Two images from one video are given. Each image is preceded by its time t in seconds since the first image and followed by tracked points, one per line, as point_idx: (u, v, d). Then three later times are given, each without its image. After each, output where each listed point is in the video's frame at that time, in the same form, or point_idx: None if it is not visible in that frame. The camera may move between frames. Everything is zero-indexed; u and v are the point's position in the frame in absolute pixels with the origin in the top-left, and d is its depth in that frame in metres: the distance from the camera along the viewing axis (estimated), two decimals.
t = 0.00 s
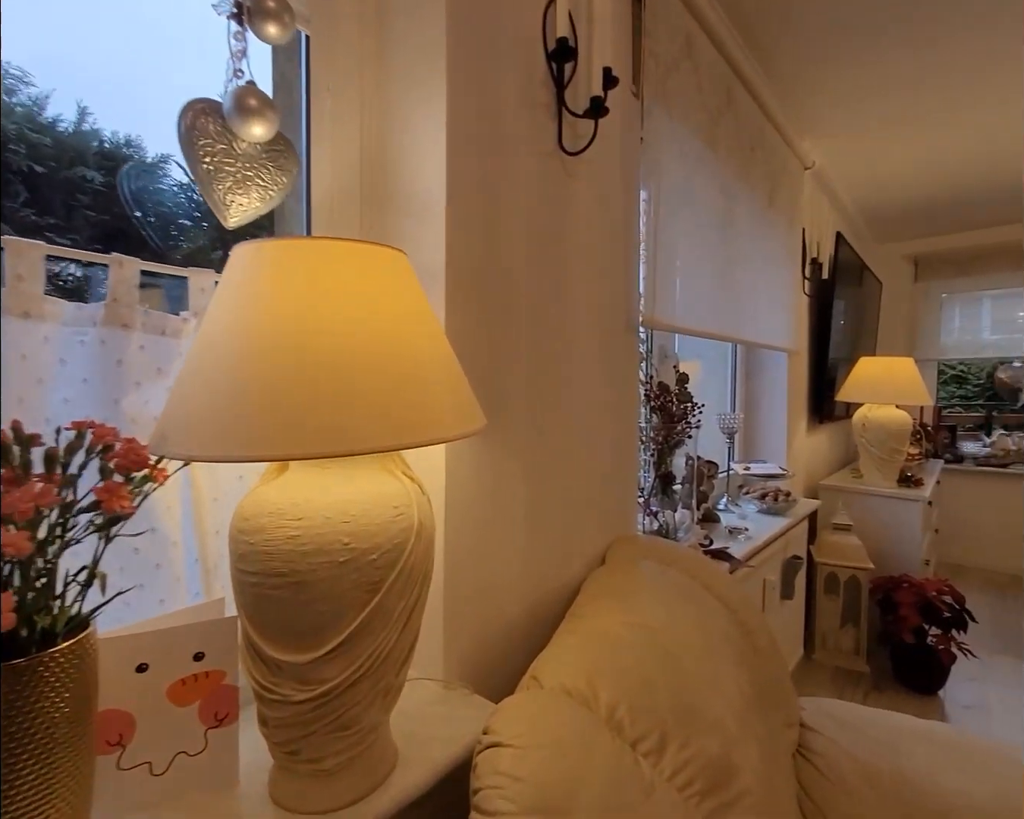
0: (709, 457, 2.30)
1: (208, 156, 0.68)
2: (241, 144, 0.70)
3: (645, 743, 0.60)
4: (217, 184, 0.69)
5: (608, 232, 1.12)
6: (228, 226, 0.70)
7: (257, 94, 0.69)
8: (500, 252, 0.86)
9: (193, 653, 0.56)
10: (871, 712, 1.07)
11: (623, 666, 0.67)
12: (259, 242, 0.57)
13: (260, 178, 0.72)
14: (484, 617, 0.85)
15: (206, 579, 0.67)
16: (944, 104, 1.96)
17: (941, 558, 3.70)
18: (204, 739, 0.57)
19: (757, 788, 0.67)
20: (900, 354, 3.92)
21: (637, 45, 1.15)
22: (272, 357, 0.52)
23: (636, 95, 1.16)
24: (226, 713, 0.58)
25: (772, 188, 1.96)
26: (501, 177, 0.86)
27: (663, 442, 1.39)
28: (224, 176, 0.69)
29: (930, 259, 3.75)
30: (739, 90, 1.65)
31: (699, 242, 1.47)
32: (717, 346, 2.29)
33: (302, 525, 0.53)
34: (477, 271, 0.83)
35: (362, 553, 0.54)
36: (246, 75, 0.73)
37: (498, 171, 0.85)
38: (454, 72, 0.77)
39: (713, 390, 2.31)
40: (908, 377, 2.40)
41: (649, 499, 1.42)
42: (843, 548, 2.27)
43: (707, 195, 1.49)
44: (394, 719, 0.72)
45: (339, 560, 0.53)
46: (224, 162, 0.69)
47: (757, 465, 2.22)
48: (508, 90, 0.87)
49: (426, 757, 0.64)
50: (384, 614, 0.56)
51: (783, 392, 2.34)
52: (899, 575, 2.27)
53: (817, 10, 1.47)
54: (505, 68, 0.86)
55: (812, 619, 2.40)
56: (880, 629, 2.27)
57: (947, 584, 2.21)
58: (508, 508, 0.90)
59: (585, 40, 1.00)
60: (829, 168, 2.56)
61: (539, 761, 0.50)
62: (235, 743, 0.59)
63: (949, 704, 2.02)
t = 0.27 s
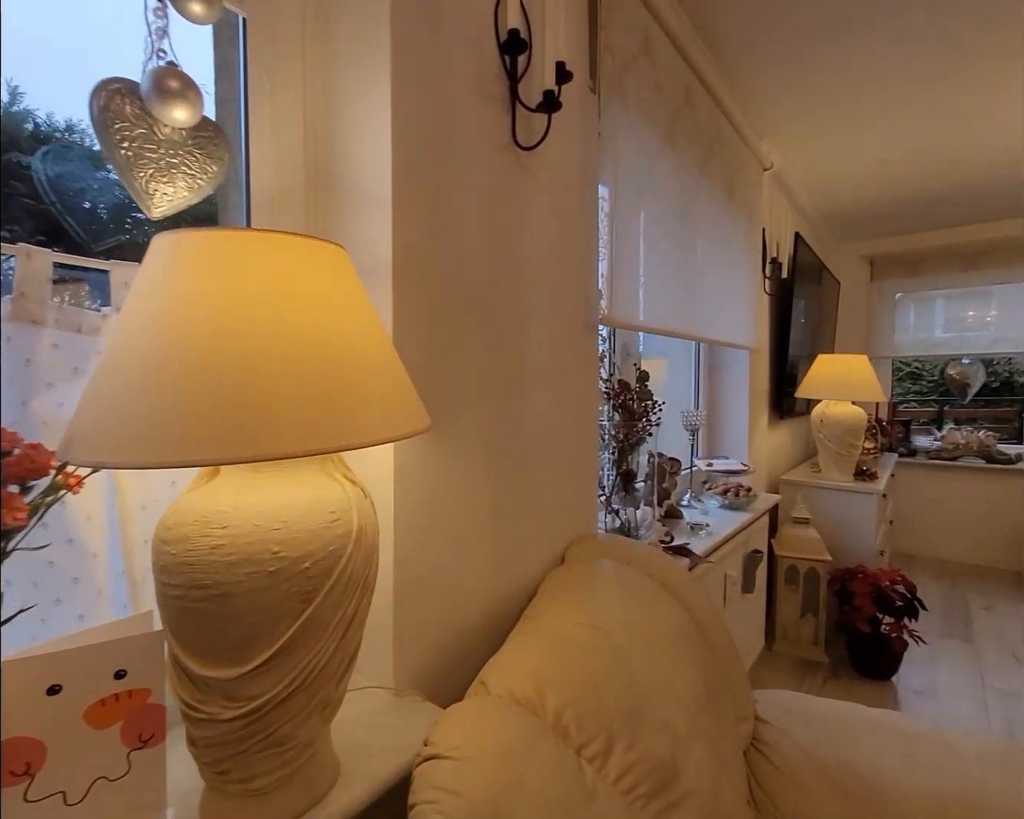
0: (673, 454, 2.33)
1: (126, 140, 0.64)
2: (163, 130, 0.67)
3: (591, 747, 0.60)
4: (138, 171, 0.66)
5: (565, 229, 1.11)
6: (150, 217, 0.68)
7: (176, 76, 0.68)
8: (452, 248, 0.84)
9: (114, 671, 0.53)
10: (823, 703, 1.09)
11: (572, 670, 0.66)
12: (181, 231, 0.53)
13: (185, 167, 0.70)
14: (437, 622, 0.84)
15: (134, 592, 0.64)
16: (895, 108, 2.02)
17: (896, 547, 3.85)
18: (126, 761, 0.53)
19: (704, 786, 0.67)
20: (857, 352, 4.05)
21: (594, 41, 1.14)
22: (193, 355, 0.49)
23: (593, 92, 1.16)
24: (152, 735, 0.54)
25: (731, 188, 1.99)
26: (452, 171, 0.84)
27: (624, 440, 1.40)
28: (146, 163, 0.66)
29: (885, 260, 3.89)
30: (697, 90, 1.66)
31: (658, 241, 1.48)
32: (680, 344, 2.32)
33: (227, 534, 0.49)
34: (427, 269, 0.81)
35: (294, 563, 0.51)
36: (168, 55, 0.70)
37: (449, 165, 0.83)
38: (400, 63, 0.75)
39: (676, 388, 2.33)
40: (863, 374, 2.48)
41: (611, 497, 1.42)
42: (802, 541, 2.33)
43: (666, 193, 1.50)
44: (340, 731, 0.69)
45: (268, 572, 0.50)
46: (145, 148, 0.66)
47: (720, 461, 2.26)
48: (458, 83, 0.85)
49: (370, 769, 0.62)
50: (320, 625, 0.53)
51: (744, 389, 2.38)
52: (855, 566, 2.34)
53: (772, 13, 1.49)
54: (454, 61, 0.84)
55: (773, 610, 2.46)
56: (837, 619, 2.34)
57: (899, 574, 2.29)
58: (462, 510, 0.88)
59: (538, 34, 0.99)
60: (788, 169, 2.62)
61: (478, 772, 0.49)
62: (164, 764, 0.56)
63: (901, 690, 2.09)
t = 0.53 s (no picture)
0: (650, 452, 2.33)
1: (41, 127, 0.59)
2: (82, 114, 0.64)
3: (539, 758, 0.58)
4: (57, 160, 0.62)
5: (530, 225, 1.09)
6: (70, 209, 0.64)
7: (92, 58, 0.66)
8: (408, 244, 0.82)
9: (30, 692, 0.47)
10: (790, 703, 1.09)
11: (526, 676, 0.64)
12: (97, 223, 0.51)
13: (109, 156, 0.67)
14: (395, 628, 0.81)
15: (59, 609, 0.62)
16: (868, 105, 2.04)
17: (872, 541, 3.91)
18: (44, 788, 0.48)
19: (660, 793, 0.66)
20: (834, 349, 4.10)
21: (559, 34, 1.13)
22: (109, 353, 0.46)
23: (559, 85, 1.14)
24: (74, 756, 0.50)
25: (705, 186, 1.98)
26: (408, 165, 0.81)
27: (596, 439, 1.38)
28: (67, 151, 0.62)
29: (861, 258, 3.93)
30: (669, 86, 1.65)
31: (629, 238, 1.47)
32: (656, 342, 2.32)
33: (146, 545, 0.47)
34: (381, 265, 0.78)
35: (220, 574, 0.48)
36: (87, 35, 0.66)
37: (403, 157, 0.81)
38: (348, 51, 0.72)
39: (653, 385, 2.33)
40: (838, 370, 2.50)
41: (583, 497, 1.41)
42: (779, 536, 2.34)
43: (637, 190, 1.49)
44: (287, 745, 0.67)
45: (191, 584, 0.47)
46: (64, 136, 0.62)
47: (697, 458, 2.26)
48: (413, 73, 0.82)
49: (314, 785, 0.60)
50: (251, 638, 0.51)
51: (721, 386, 2.39)
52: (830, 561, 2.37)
53: (743, 9, 1.49)
54: (409, 50, 0.82)
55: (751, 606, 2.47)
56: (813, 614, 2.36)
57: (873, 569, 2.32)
58: (421, 513, 0.86)
59: (499, 25, 0.97)
60: (763, 167, 2.63)
61: (413, 790, 0.47)
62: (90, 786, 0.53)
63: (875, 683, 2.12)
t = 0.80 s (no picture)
0: (623, 450, 2.31)
1: None
2: None
3: (473, 775, 0.55)
4: None
5: (487, 217, 1.06)
6: None
7: None
8: (353, 234, 0.78)
9: None
10: (753, 703, 1.09)
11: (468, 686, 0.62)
12: None
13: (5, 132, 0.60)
14: (339, 637, 0.78)
15: None
16: (838, 102, 2.05)
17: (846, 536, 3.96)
18: None
19: (606, 805, 0.64)
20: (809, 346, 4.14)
21: (519, 21, 1.10)
22: None
23: (520, 74, 1.11)
24: None
25: (676, 181, 1.97)
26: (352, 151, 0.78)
27: (563, 437, 1.36)
28: None
29: (835, 257, 3.97)
30: (637, 79, 1.63)
31: (596, 233, 1.44)
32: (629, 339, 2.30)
33: (30, 557, 0.42)
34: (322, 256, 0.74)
35: (119, 586, 0.44)
36: None
37: (347, 143, 0.77)
38: (281, 28, 0.68)
39: (627, 383, 2.32)
40: (810, 368, 2.52)
41: (549, 496, 1.39)
42: (752, 533, 2.35)
43: (604, 184, 1.46)
44: (214, 764, 0.63)
45: (82, 597, 0.43)
46: None
47: (671, 456, 2.25)
48: (356, 55, 0.78)
49: (236, 808, 0.56)
50: (158, 654, 0.47)
51: (694, 383, 2.38)
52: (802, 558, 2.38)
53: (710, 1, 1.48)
54: (352, 30, 0.78)
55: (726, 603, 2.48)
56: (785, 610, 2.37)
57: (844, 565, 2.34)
58: (369, 516, 0.82)
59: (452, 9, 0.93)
60: (736, 164, 2.63)
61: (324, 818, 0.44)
62: None
63: (845, 678, 2.13)
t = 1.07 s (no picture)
0: (601, 448, 2.29)
1: None
2: None
3: (402, 796, 0.52)
4: None
5: (446, 209, 1.02)
6: None
7: None
8: (295, 224, 0.74)
9: None
10: (720, 707, 1.07)
11: (407, 701, 0.58)
12: None
13: None
14: (281, 647, 0.74)
15: None
16: (816, 98, 2.04)
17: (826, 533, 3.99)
18: None
19: None
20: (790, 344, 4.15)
21: (481, 6, 1.06)
22: None
23: (483, 61, 1.07)
24: None
25: (652, 177, 1.95)
26: (292, 134, 0.74)
27: (532, 436, 1.33)
28: None
29: (815, 255, 3.98)
30: (609, 70, 1.59)
31: (567, 228, 1.41)
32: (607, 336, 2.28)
33: None
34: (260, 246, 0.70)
35: None
36: None
37: (287, 126, 0.73)
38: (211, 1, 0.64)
39: (605, 381, 2.30)
40: (788, 366, 2.51)
41: (518, 496, 1.36)
42: (729, 532, 2.34)
43: (574, 178, 1.43)
44: (132, 783, 0.59)
45: None
46: None
47: (648, 454, 2.23)
48: (298, 34, 0.74)
49: None
50: (50, 674, 0.43)
51: (672, 381, 2.36)
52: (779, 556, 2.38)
53: None
54: (293, 7, 0.73)
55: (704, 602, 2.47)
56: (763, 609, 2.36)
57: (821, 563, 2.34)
58: (315, 520, 0.79)
59: None
60: (715, 160, 2.61)
61: None
62: None
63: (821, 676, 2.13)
